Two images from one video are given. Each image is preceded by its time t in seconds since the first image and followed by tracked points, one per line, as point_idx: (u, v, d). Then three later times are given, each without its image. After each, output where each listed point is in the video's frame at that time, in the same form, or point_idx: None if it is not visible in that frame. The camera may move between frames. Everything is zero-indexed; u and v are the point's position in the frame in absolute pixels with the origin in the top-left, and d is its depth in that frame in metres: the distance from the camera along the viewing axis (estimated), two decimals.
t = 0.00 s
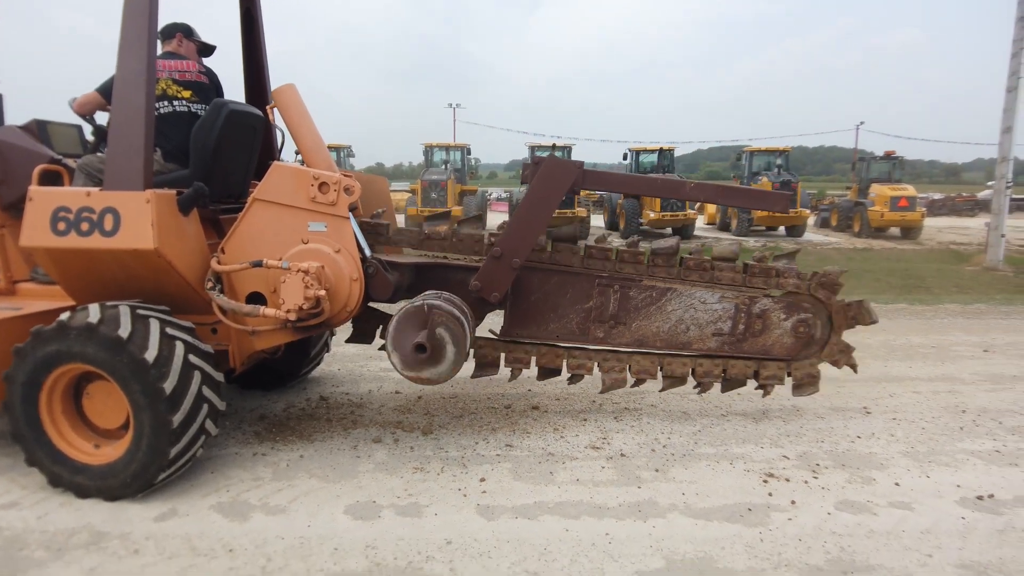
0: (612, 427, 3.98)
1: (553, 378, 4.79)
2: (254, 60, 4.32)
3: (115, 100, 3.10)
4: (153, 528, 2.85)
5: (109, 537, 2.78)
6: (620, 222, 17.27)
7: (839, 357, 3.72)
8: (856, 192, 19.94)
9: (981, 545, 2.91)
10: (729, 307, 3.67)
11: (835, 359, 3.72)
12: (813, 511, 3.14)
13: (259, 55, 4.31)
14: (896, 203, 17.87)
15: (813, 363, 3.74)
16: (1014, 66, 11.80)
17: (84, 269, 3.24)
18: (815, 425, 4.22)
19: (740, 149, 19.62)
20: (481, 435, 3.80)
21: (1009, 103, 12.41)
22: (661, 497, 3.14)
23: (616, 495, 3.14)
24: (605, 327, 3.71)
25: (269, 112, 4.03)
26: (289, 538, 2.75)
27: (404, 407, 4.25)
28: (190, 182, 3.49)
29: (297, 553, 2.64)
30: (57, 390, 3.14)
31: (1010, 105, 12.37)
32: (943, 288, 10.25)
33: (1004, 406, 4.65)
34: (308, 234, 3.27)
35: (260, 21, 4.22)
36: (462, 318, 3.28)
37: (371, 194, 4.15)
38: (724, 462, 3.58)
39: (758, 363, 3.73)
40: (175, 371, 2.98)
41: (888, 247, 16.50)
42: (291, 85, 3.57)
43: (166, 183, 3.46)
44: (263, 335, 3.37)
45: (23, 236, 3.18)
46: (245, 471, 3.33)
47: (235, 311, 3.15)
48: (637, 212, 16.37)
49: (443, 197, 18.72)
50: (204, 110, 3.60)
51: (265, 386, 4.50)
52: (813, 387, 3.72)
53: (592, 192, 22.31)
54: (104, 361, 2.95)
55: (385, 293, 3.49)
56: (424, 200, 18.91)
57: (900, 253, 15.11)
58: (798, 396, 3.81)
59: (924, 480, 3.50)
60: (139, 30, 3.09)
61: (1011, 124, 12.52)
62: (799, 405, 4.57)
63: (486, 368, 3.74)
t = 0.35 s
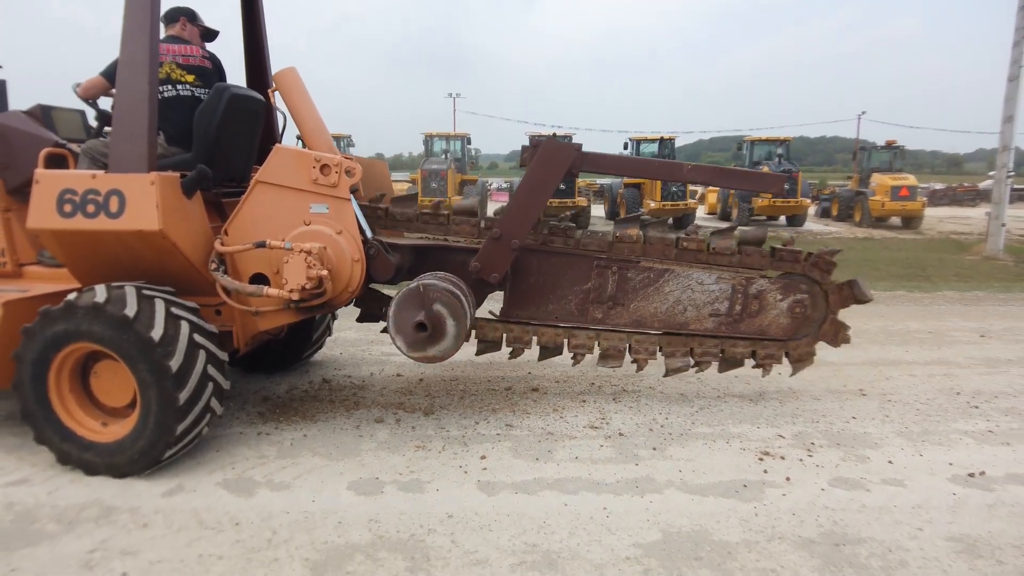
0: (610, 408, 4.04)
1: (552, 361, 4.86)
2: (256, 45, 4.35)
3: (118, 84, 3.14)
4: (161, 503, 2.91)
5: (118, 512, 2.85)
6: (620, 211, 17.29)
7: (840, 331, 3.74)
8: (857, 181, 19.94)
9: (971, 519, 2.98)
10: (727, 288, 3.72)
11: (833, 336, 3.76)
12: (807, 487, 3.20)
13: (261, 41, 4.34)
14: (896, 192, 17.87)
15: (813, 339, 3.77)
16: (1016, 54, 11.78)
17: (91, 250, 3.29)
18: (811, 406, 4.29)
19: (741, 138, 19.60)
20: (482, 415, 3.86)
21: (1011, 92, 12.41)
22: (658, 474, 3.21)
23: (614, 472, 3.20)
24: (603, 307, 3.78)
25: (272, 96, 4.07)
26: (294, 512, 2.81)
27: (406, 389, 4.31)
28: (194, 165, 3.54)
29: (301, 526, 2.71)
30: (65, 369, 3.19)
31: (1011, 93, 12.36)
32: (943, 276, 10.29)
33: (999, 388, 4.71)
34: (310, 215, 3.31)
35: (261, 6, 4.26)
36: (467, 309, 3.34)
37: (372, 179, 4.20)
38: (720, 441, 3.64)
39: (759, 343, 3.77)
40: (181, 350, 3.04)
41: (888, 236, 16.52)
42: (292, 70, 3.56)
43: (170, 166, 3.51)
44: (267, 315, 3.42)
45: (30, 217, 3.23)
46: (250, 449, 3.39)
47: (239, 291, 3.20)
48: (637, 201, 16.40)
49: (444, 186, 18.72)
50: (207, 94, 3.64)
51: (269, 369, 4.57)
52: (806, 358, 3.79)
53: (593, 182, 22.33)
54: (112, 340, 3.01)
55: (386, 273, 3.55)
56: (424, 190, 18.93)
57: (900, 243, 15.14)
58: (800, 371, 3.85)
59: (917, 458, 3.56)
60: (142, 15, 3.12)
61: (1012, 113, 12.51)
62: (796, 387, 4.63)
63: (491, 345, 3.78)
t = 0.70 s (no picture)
0: (617, 401, 4.09)
1: (558, 354, 4.91)
2: (264, 39, 4.37)
3: (132, 79, 3.17)
4: (177, 495, 2.96)
5: (135, 503, 2.90)
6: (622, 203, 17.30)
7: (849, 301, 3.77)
8: (859, 173, 19.93)
9: (972, 511, 3.03)
10: (735, 266, 3.77)
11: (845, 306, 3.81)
12: (811, 479, 3.25)
13: (269, 34, 4.36)
14: (898, 185, 17.87)
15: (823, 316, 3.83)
16: (1020, 47, 11.77)
17: (105, 245, 3.33)
18: (814, 399, 4.34)
19: (743, 131, 19.58)
20: (490, 408, 3.91)
21: (1014, 85, 12.40)
22: (665, 466, 3.26)
23: (622, 464, 3.25)
24: (614, 291, 3.82)
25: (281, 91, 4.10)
26: (308, 503, 2.86)
27: (414, 381, 4.36)
28: (206, 160, 3.57)
29: (316, 517, 2.76)
30: (82, 362, 3.24)
31: (1015, 86, 12.36)
32: (944, 269, 10.33)
33: (1000, 382, 4.76)
34: (322, 210, 3.35)
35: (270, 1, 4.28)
36: (483, 319, 3.47)
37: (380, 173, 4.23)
38: (726, 433, 3.69)
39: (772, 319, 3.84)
40: (196, 343, 3.09)
41: (890, 228, 16.54)
42: (301, 63, 3.62)
43: (183, 161, 3.54)
44: (279, 309, 3.47)
45: (45, 213, 3.27)
46: (262, 442, 3.44)
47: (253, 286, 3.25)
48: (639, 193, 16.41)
49: (445, 177, 18.71)
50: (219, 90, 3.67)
51: (278, 362, 4.62)
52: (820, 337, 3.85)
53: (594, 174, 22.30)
54: (128, 333, 3.06)
55: (397, 265, 3.59)
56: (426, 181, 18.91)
57: (902, 235, 15.15)
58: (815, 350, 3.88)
59: (919, 451, 3.61)
60: (154, 10, 3.15)
61: (1015, 106, 12.51)
62: (799, 380, 4.68)
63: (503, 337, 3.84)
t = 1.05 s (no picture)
0: (633, 402, 4.11)
1: (572, 356, 4.93)
2: (281, 42, 4.40)
3: (156, 84, 3.20)
4: (202, 496, 2.99)
5: (161, 504, 2.93)
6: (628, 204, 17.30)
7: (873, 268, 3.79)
8: (864, 173, 19.92)
9: (991, 514, 3.05)
10: (753, 248, 3.79)
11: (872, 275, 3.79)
12: (830, 481, 3.27)
13: (286, 38, 4.38)
14: (904, 185, 17.86)
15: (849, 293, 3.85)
16: None
17: (128, 248, 3.36)
18: (828, 401, 4.35)
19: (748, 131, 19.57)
20: (507, 409, 3.94)
21: (1021, 85, 12.40)
22: (684, 468, 3.28)
23: (641, 466, 3.28)
24: (633, 279, 3.83)
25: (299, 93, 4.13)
26: (333, 504, 2.89)
27: (430, 383, 4.38)
28: (227, 164, 3.60)
29: (342, 518, 2.79)
30: (106, 363, 3.27)
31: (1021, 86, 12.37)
32: (950, 270, 10.33)
33: (1012, 384, 4.77)
34: (343, 214, 3.38)
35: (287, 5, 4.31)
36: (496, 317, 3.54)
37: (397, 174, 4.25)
38: (743, 436, 3.71)
39: (794, 299, 3.85)
40: (220, 346, 3.12)
41: (896, 229, 16.53)
42: (322, 69, 3.68)
43: (204, 164, 3.57)
44: (300, 312, 3.50)
45: (70, 215, 3.29)
46: (284, 443, 3.47)
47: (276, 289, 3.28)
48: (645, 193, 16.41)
49: (451, 178, 18.71)
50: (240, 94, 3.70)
51: (294, 363, 4.64)
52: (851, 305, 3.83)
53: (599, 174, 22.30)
54: (153, 336, 3.09)
55: (418, 264, 3.61)
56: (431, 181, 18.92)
57: (908, 236, 15.14)
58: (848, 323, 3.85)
59: (936, 453, 3.63)
60: (178, 15, 3.18)
61: (1021, 106, 12.51)
62: (813, 382, 4.69)
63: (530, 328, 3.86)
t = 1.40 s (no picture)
0: (644, 402, 4.13)
1: (582, 355, 4.95)
2: (295, 43, 4.42)
3: (174, 84, 3.23)
4: (220, 494, 3.02)
5: (179, 502, 2.95)
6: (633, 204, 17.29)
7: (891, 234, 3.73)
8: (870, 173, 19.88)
9: (1003, 513, 3.06)
10: (767, 226, 3.78)
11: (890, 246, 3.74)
12: (842, 481, 3.28)
13: (299, 38, 4.41)
14: (909, 184, 17.84)
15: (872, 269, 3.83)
16: None
17: (145, 248, 3.39)
18: (838, 401, 4.36)
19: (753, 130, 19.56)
20: (520, 409, 3.96)
21: None
22: (697, 468, 3.29)
23: (655, 465, 3.29)
24: (647, 264, 3.85)
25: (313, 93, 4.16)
26: (350, 503, 2.91)
27: (442, 382, 4.40)
28: (243, 164, 3.62)
29: (359, 516, 2.81)
30: (123, 363, 3.30)
31: None
32: (957, 270, 10.32)
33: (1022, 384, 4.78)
34: (359, 214, 3.41)
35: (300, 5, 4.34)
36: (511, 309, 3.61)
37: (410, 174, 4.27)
38: (755, 435, 3.72)
39: (812, 275, 3.83)
40: (238, 345, 3.15)
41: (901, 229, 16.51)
42: (342, 73, 3.74)
43: (221, 165, 3.60)
44: (316, 312, 3.53)
45: (88, 216, 3.33)
46: (299, 442, 3.49)
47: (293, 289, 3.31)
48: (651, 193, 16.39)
49: (456, 177, 18.70)
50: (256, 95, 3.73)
51: (306, 362, 4.67)
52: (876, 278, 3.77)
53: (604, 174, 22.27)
54: (172, 335, 3.13)
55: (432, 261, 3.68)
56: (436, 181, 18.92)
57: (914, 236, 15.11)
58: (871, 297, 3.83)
59: (947, 453, 3.64)
60: (196, 16, 3.21)
61: None
62: (823, 382, 4.69)
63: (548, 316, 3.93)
